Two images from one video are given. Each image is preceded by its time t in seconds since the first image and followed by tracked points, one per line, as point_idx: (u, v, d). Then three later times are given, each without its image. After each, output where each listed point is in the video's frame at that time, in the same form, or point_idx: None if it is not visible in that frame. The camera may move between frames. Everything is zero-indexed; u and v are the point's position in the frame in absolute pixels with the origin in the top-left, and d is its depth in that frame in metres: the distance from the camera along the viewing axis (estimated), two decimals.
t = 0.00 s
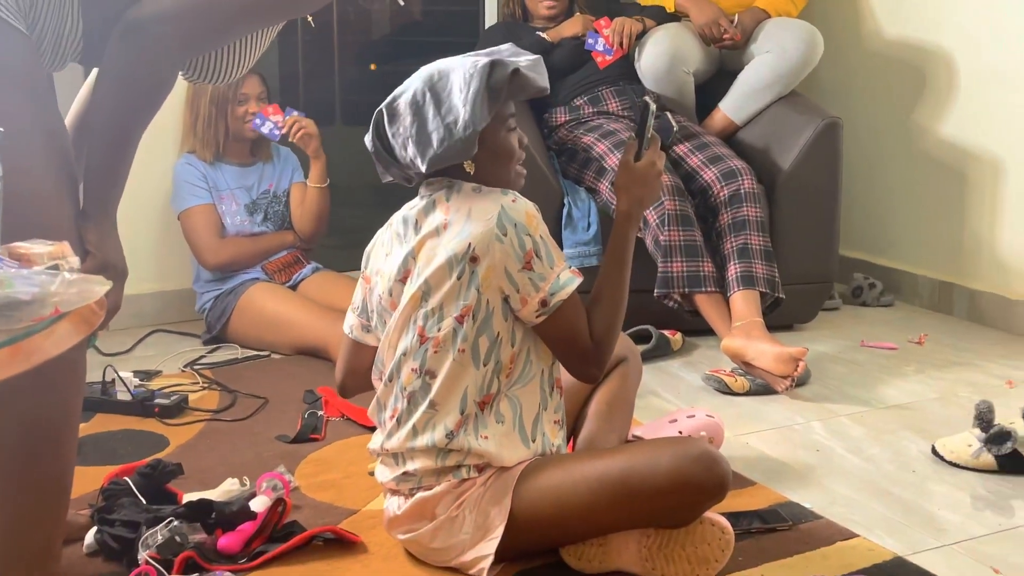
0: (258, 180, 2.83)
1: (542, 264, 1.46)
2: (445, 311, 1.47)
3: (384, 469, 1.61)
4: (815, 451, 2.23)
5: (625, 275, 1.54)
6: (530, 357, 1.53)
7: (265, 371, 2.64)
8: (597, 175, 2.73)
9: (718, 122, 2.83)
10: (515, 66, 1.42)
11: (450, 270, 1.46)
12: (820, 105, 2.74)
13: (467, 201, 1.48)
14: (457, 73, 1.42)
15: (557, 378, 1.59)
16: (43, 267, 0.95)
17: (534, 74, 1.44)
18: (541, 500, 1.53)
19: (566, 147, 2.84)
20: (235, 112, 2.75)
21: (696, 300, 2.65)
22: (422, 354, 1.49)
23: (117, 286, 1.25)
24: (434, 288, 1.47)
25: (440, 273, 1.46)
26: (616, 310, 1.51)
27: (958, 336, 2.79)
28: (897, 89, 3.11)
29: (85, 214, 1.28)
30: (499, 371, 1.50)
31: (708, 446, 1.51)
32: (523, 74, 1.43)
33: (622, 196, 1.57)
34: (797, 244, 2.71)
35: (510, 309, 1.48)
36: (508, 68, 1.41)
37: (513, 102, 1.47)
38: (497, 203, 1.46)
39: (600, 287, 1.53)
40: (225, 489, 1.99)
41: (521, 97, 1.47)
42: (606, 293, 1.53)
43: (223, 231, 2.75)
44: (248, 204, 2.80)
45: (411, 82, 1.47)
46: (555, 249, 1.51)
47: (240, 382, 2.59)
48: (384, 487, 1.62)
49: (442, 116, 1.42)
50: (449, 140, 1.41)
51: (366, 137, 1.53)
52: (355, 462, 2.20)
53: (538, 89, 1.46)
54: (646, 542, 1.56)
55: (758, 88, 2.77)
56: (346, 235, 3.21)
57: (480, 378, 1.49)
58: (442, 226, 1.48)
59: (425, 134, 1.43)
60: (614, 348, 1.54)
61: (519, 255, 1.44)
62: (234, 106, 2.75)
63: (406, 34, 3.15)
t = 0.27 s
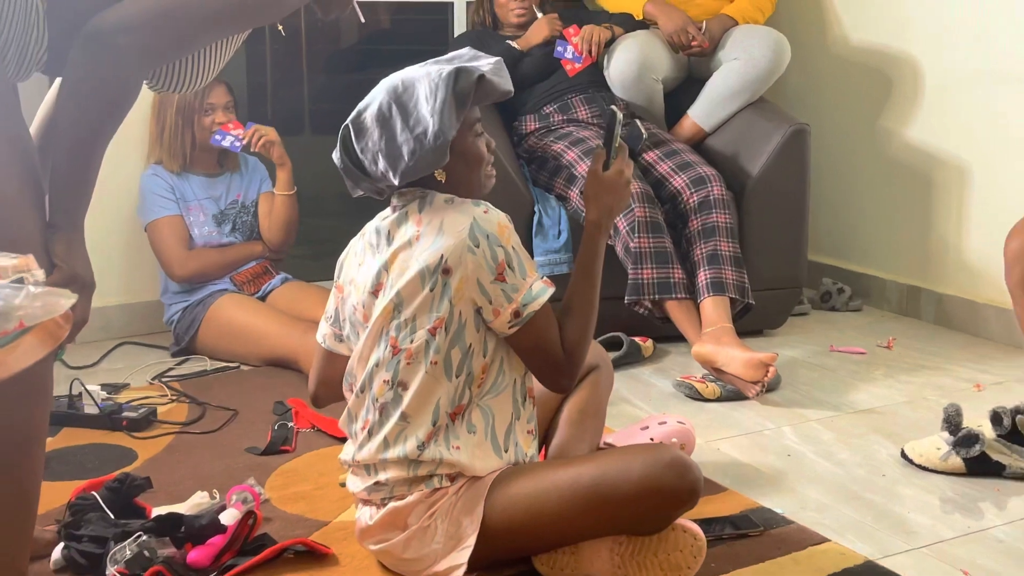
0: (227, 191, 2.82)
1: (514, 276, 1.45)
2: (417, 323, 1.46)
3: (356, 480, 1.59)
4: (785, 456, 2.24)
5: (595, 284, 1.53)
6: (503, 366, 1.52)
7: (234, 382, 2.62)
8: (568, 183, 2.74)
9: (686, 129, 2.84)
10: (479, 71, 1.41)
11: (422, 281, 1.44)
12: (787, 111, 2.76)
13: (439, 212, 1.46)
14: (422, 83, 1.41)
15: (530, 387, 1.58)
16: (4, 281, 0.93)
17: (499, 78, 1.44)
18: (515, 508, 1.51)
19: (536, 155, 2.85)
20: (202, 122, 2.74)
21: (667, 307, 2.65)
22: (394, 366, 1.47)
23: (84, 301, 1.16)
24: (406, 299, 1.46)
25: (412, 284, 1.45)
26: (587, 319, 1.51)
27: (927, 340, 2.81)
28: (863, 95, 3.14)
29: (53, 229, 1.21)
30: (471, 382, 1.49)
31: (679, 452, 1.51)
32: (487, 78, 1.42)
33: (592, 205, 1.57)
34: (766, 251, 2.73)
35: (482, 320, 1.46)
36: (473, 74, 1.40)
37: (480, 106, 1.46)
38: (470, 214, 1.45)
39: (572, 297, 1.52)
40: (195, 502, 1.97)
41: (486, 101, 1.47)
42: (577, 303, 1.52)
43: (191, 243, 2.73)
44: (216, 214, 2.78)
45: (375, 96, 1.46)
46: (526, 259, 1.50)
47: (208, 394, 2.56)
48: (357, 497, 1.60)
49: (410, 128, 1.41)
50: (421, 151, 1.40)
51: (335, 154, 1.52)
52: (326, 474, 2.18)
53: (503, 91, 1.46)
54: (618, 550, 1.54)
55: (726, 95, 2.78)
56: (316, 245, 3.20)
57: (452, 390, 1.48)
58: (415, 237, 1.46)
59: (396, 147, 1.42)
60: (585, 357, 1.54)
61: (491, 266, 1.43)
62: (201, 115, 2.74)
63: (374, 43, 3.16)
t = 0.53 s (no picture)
0: (181, 205, 2.79)
1: (476, 297, 1.43)
2: (378, 346, 1.42)
3: (316, 495, 1.54)
4: (745, 464, 2.24)
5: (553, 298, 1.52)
6: (465, 384, 1.49)
7: (191, 399, 2.59)
8: (526, 193, 2.73)
9: (644, 139, 2.85)
10: (432, 78, 1.42)
11: (382, 303, 1.41)
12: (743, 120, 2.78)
13: (399, 232, 1.43)
14: (376, 93, 1.40)
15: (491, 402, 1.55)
16: None
17: (450, 85, 1.45)
18: (478, 520, 1.47)
19: (495, 166, 2.85)
20: (156, 137, 2.68)
21: (626, 317, 2.66)
22: (354, 389, 1.44)
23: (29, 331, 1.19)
24: (366, 322, 1.42)
25: (372, 306, 1.41)
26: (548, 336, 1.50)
27: (884, 346, 2.83)
28: (818, 104, 3.17)
29: (10, 243, 1.46)
30: (433, 402, 1.46)
31: (640, 461, 1.50)
32: (440, 86, 1.43)
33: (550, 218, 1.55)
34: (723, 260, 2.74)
35: (445, 341, 1.44)
36: (427, 81, 1.40)
37: (432, 113, 1.47)
38: (430, 235, 1.42)
39: (531, 313, 1.51)
40: (151, 522, 1.93)
41: (438, 108, 1.47)
42: (537, 319, 1.51)
43: (146, 257, 2.73)
44: (171, 229, 2.77)
45: (326, 109, 1.44)
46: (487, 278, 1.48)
47: (165, 411, 2.53)
48: (316, 512, 1.55)
49: (368, 139, 1.40)
50: (381, 162, 1.39)
51: (286, 171, 1.48)
52: (284, 489, 2.15)
53: (454, 99, 1.46)
54: (579, 561, 1.52)
55: (683, 104, 2.79)
56: (274, 259, 3.17)
57: (414, 413, 1.45)
58: (374, 258, 1.43)
59: (355, 160, 1.41)
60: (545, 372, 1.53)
61: (453, 289, 1.41)
62: (155, 130, 2.67)
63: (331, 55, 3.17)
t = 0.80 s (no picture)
0: (139, 220, 2.75)
1: (437, 316, 1.39)
2: (339, 366, 1.37)
3: (277, 513, 1.48)
4: (711, 473, 2.23)
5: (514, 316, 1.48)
6: (427, 400, 1.45)
7: (150, 417, 2.55)
8: (490, 205, 2.73)
9: (606, 149, 2.85)
10: (399, 90, 1.38)
11: (343, 323, 1.36)
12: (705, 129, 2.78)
13: (359, 249, 1.38)
14: (340, 102, 1.37)
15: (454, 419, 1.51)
16: None
17: (415, 99, 1.42)
18: (444, 538, 1.42)
19: (457, 178, 2.84)
20: (111, 151, 2.68)
21: (590, 327, 2.64)
22: (316, 411, 1.39)
23: None
24: (326, 342, 1.36)
25: (332, 325, 1.36)
26: (509, 353, 1.46)
27: (847, 353, 2.84)
28: (778, 112, 3.18)
29: None
30: (396, 417, 1.42)
31: (606, 472, 1.46)
32: (406, 98, 1.40)
33: (511, 236, 1.53)
34: (687, 270, 2.75)
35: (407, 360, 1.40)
36: (393, 93, 1.37)
37: (396, 126, 1.43)
38: (391, 252, 1.37)
39: (492, 331, 1.47)
40: (109, 544, 1.89)
41: (402, 122, 1.44)
42: (497, 338, 1.47)
43: (104, 274, 2.69)
44: (129, 244, 2.72)
45: (287, 116, 1.39)
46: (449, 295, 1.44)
47: (124, 430, 2.48)
48: (278, 530, 1.49)
49: (329, 148, 1.35)
50: (342, 172, 1.35)
51: (243, 178, 1.43)
52: (246, 508, 2.11)
53: (418, 113, 1.43)
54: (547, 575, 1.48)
55: (644, 114, 2.80)
56: (235, 274, 3.14)
57: (377, 433, 1.40)
58: (333, 275, 1.37)
59: (314, 168, 1.36)
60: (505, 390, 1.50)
61: (414, 307, 1.37)
62: (110, 144, 2.68)
63: (287, 67, 3.19)
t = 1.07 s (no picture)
0: (109, 232, 2.73)
1: (408, 325, 1.37)
2: (311, 378, 1.34)
3: (252, 526, 1.45)
4: (685, 479, 2.23)
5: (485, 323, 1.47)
6: (400, 407, 1.43)
7: (122, 430, 2.52)
8: (463, 213, 2.73)
9: (579, 156, 2.85)
10: (369, 100, 1.37)
11: (314, 334, 1.33)
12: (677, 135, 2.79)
13: (328, 259, 1.36)
14: (310, 110, 1.35)
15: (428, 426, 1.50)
16: None
17: (386, 110, 1.40)
18: (422, 547, 1.41)
19: (430, 186, 2.84)
20: (80, 164, 2.68)
21: (564, 334, 2.64)
22: (288, 423, 1.36)
23: None
24: (297, 354, 1.34)
25: (302, 336, 1.33)
26: (480, 360, 1.45)
27: (820, 357, 2.85)
28: (750, 118, 3.20)
29: None
30: (368, 426, 1.40)
31: (582, 478, 1.48)
32: (376, 109, 1.38)
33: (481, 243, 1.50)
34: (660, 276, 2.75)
35: (378, 369, 1.38)
36: (364, 103, 1.35)
37: (367, 136, 1.41)
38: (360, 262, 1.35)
39: (462, 339, 1.46)
40: (79, 559, 1.86)
41: (372, 132, 1.42)
42: (468, 345, 1.46)
43: (74, 286, 2.66)
44: (99, 256, 2.70)
45: (256, 123, 1.37)
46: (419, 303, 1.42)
47: (95, 443, 2.46)
48: (253, 543, 1.46)
49: (298, 157, 1.34)
50: (309, 181, 1.33)
51: (211, 183, 1.41)
52: (219, 520, 2.09)
53: (389, 124, 1.42)
54: None
55: (616, 121, 2.81)
56: (207, 285, 3.12)
57: (350, 443, 1.38)
58: (302, 286, 1.35)
59: (282, 176, 1.34)
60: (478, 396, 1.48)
61: (384, 316, 1.35)
62: (80, 156, 2.68)
63: (258, 76, 3.19)
